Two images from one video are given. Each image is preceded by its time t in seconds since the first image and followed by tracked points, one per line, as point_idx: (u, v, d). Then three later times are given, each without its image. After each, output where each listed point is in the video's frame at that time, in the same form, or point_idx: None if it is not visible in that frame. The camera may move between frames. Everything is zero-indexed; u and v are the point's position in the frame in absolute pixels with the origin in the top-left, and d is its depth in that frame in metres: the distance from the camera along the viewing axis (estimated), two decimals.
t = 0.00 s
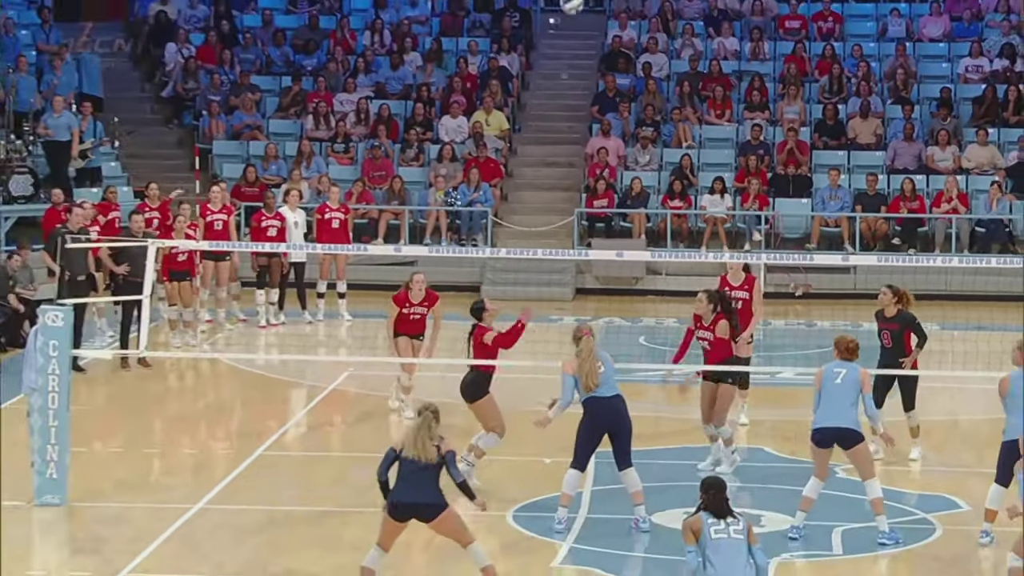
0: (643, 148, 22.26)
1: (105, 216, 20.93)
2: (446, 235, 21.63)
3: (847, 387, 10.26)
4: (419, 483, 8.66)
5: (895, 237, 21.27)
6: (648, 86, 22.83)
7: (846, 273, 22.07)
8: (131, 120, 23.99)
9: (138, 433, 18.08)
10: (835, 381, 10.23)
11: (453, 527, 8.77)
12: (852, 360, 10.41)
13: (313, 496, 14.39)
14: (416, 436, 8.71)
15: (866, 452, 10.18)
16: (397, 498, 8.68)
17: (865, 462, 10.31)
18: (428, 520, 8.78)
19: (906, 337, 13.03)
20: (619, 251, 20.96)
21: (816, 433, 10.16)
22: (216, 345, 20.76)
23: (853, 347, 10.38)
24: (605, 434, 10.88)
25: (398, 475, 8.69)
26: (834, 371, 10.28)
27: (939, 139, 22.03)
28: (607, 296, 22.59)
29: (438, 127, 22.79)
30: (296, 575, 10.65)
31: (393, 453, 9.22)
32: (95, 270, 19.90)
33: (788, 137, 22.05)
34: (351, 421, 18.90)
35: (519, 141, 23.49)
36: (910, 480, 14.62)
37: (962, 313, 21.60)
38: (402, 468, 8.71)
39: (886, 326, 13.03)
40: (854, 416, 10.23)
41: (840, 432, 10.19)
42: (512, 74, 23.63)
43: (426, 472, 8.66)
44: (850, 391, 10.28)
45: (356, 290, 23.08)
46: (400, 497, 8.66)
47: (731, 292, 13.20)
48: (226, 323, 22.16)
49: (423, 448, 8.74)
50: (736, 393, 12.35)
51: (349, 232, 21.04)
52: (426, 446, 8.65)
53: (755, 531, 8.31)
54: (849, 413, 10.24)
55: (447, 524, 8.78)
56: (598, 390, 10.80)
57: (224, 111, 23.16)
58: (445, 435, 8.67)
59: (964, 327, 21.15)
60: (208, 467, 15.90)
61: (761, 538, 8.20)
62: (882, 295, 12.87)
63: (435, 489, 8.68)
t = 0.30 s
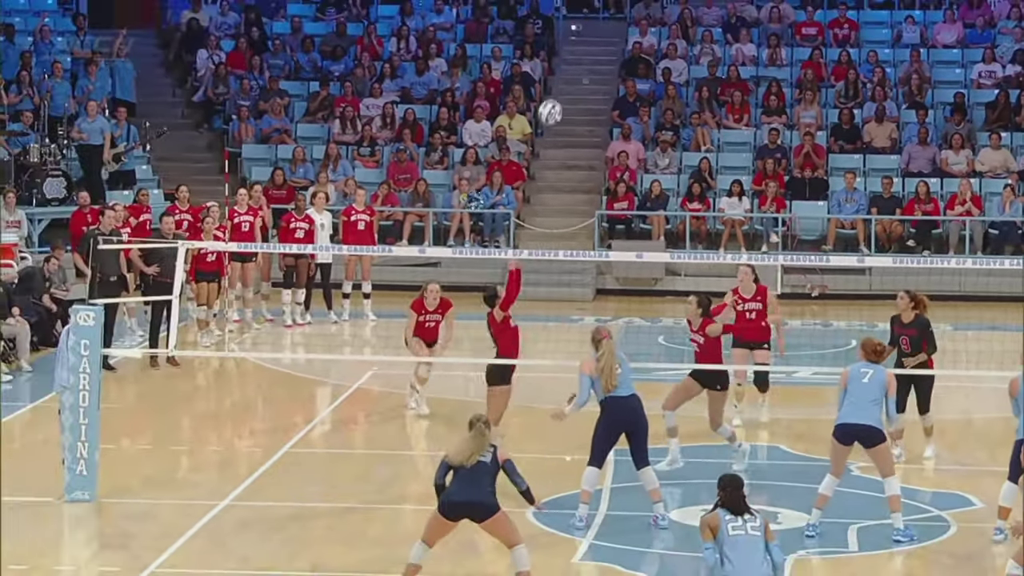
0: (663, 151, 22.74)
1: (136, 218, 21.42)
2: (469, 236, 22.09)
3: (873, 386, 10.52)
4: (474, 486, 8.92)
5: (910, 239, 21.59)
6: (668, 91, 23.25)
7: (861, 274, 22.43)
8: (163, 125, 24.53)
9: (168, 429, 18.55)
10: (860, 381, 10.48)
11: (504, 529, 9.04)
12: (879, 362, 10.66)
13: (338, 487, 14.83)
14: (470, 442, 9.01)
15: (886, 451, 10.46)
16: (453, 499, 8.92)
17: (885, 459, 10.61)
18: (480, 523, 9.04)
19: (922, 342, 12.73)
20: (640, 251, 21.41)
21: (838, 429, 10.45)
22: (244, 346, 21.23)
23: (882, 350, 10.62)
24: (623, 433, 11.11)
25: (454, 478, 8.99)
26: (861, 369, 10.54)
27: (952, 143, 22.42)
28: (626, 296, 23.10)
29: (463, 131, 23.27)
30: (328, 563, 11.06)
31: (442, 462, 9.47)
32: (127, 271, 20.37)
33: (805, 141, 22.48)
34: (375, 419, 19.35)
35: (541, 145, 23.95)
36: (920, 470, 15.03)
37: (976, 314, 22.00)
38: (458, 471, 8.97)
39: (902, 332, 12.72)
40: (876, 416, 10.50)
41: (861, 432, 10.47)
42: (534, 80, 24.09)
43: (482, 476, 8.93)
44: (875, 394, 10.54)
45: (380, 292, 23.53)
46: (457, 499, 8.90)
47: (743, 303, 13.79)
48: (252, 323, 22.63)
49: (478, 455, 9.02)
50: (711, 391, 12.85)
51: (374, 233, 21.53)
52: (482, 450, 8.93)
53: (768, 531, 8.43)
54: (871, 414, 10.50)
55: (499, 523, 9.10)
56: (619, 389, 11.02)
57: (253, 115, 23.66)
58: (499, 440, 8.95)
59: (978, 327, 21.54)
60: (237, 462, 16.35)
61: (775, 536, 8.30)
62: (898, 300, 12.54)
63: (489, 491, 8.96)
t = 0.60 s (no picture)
0: (664, 152, 22.74)
1: (138, 218, 21.45)
2: (470, 237, 22.08)
3: (880, 388, 10.53)
4: (483, 487, 8.80)
5: (911, 240, 21.60)
6: (669, 92, 23.24)
7: (863, 275, 22.42)
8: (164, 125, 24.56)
9: (169, 430, 18.56)
10: (868, 383, 10.50)
11: (510, 533, 8.92)
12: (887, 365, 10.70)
13: (338, 487, 14.84)
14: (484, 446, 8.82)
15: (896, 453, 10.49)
16: (460, 498, 8.81)
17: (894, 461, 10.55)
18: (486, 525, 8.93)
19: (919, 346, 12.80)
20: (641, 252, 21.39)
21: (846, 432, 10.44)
22: (245, 347, 21.24)
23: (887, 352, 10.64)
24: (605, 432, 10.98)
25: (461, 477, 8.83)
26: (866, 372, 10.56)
27: (953, 144, 22.41)
28: (627, 297, 23.12)
29: (464, 132, 23.24)
30: (330, 564, 11.06)
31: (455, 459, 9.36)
32: (128, 272, 20.38)
33: (806, 142, 22.47)
34: (376, 421, 19.36)
35: (542, 145, 23.95)
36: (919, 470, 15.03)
37: (976, 314, 22.00)
38: (468, 471, 8.84)
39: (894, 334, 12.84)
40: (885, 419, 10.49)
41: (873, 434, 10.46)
42: (536, 81, 24.07)
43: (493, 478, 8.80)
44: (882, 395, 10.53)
45: (380, 292, 23.54)
46: (463, 498, 8.79)
47: (754, 315, 13.77)
48: (253, 323, 22.64)
49: (491, 457, 8.87)
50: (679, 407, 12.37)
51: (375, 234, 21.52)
52: (495, 452, 8.80)
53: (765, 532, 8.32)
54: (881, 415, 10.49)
55: (506, 527, 8.94)
56: (604, 390, 10.87)
57: (254, 116, 23.67)
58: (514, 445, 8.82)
59: (978, 327, 21.54)
60: (237, 462, 16.36)
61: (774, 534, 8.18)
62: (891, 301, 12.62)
63: (499, 495, 8.84)
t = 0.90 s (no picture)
0: (607, 152, 22.67)
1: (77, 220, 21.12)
2: (411, 237, 21.88)
3: (834, 392, 10.92)
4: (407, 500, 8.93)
5: (850, 240, 21.50)
6: (613, 92, 23.23)
7: (802, 276, 22.94)
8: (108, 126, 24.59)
9: (107, 431, 18.54)
10: (822, 388, 10.91)
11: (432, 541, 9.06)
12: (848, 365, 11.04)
13: (263, 487, 14.84)
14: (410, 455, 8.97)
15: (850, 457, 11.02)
16: (384, 510, 8.95)
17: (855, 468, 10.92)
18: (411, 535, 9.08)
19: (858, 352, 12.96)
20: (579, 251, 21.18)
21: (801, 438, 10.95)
22: (187, 347, 21.22)
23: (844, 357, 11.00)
24: (527, 449, 11.18)
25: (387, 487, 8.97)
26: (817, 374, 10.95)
27: (894, 145, 22.42)
28: (569, 298, 23.18)
29: (407, 132, 23.17)
30: (266, 563, 11.05)
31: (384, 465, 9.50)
32: (68, 274, 20.31)
33: (749, 142, 22.42)
34: (315, 423, 19.37)
35: (485, 146, 23.96)
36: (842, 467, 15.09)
37: (912, 314, 22.33)
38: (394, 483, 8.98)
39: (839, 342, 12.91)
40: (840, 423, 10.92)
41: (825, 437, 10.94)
42: (479, 81, 24.08)
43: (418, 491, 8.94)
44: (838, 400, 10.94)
45: (324, 293, 23.58)
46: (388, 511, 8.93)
47: (702, 320, 13.60)
48: (197, 324, 22.63)
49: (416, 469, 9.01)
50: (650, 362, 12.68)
51: (316, 235, 21.46)
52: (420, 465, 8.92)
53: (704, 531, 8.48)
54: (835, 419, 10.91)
55: (426, 536, 9.08)
56: (532, 405, 11.10)
57: (198, 116, 23.66)
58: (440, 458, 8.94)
59: (918, 329, 21.61)
60: (170, 463, 16.35)
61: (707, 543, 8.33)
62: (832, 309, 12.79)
63: (421, 506, 8.97)
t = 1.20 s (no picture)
0: (483, 159, 23.54)
1: None
2: (295, 240, 22.60)
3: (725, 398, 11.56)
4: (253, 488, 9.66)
5: (714, 241, 22.39)
6: (488, 100, 24.23)
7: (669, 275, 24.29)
8: None
9: (1, 429, 19.31)
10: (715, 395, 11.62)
11: (269, 530, 9.77)
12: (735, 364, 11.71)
13: (154, 479, 15.69)
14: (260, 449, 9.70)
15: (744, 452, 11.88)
16: (227, 497, 9.67)
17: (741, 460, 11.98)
18: (246, 522, 9.77)
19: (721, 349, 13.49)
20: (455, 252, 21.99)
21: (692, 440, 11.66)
22: (77, 348, 22.00)
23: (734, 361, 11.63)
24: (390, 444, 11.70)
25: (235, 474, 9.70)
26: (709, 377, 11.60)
27: (755, 150, 23.58)
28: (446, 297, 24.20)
29: (290, 140, 24.04)
30: (155, 556, 11.91)
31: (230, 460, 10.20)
32: None
33: (617, 149, 23.47)
34: (201, 420, 20.21)
35: (366, 152, 24.90)
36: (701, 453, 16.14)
37: (773, 312, 23.67)
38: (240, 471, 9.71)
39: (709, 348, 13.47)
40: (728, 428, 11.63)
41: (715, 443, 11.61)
42: (360, 90, 25.05)
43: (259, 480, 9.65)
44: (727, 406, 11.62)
45: (210, 295, 24.42)
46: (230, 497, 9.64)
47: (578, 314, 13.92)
48: (88, 325, 23.41)
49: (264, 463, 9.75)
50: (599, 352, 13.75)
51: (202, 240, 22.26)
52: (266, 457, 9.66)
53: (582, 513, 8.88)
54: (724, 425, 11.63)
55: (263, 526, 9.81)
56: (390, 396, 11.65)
57: (87, 124, 24.47)
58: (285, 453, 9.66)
59: (777, 326, 22.78)
60: (64, 459, 17.16)
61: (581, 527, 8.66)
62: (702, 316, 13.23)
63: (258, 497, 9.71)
